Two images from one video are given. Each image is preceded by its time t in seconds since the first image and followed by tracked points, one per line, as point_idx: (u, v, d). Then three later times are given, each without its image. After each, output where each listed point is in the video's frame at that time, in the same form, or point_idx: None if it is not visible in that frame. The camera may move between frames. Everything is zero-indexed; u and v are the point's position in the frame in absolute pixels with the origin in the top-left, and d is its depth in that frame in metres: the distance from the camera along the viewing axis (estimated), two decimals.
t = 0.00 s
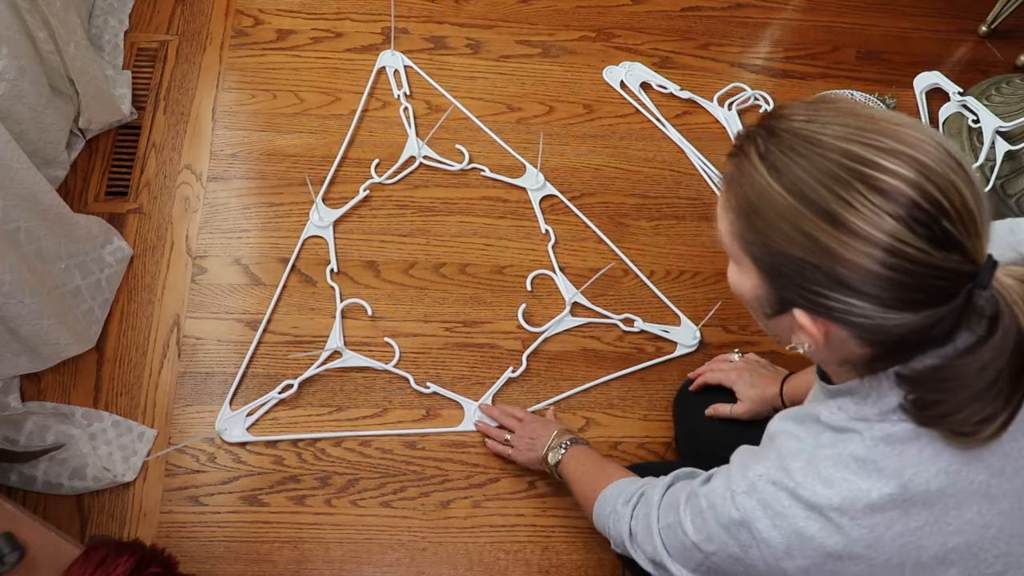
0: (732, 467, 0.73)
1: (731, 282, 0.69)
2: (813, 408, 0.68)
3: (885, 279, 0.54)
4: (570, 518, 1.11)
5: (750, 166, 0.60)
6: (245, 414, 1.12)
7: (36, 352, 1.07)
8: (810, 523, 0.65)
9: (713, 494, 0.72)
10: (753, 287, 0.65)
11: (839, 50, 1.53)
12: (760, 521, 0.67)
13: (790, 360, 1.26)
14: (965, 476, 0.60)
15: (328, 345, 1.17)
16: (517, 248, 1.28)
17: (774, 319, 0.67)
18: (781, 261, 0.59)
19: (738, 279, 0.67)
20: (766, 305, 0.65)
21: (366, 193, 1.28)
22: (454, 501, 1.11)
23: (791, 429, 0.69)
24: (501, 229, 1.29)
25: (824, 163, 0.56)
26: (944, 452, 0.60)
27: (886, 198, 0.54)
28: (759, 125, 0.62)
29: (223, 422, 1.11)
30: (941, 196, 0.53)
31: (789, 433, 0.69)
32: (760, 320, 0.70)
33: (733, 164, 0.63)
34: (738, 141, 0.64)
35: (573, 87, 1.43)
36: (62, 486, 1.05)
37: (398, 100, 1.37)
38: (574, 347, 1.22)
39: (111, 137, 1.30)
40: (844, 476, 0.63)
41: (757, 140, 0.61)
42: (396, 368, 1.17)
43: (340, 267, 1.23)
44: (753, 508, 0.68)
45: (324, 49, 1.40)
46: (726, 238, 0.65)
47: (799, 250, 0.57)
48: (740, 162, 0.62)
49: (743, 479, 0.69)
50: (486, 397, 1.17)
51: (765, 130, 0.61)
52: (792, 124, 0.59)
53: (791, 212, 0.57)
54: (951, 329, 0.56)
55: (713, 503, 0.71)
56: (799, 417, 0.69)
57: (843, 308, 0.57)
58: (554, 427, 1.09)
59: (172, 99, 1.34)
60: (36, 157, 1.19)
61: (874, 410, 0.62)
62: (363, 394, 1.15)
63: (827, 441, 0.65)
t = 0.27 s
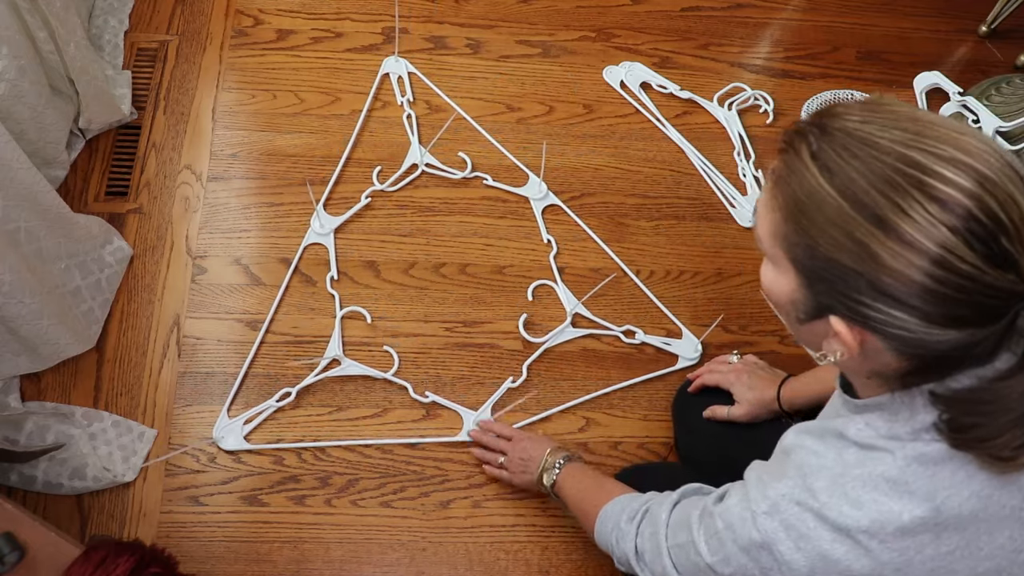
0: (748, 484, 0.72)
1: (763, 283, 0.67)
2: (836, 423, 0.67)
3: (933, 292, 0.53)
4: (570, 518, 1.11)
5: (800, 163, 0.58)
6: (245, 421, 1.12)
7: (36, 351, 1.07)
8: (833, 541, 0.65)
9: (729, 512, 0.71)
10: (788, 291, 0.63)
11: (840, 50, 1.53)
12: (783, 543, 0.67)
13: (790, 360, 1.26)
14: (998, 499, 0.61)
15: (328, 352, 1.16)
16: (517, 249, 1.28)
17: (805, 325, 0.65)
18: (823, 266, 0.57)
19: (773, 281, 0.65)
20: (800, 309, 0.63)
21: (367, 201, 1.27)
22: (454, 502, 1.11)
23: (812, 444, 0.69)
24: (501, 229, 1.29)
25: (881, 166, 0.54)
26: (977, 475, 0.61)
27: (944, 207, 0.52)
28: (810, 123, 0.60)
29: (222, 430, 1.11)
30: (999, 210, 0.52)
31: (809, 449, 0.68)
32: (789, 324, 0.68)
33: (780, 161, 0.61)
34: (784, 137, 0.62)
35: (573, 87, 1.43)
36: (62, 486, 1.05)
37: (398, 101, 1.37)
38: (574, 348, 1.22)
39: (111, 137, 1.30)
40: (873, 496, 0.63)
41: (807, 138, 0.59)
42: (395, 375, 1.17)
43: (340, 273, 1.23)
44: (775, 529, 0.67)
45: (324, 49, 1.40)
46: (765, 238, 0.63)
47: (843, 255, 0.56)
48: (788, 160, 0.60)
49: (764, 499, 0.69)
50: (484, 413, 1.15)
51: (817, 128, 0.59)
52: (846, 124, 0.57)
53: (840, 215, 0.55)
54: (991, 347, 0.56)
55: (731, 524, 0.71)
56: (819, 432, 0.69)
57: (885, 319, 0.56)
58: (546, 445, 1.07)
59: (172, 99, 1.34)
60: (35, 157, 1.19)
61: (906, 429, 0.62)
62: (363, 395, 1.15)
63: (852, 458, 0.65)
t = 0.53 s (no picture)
0: (755, 508, 0.73)
1: (776, 284, 0.66)
2: (845, 443, 0.67)
3: (944, 298, 0.53)
4: (570, 518, 1.11)
5: (819, 163, 0.59)
6: (244, 421, 1.12)
7: (36, 351, 1.07)
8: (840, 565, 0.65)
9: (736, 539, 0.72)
10: (799, 293, 0.63)
11: (839, 50, 1.53)
12: (784, 570, 0.68)
13: (790, 360, 1.26)
14: (1009, 525, 0.61)
15: (327, 352, 1.16)
16: (517, 248, 1.28)
17: (815, 330, 0.65)
18: (836, 268, 0.57)
19: (784, 282, 0.64)
20: (809, 312, 0.63)
21: (367, 200, 1.27)
22: (454, 502, 1.11)
23: (819, 466, 0.68)
24: (501, 229, 1.29)
25: (900, 168, 0.54)
26: (990, 501, 0.60)
27: (960, 212, 0.52)
28: (834, 125, 0.61)
29: (221, 430, 1.10)
30: (1018, 220, 0.51)
31: (817, 469, 0.68)
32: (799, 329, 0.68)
33: (800, 161, 0.61)
34: (808, 138, 0.62)
35: (573, 87, 1.43)
36: (63, 486, 1.05)
37: (398, 101, 1.37)
38: (574, 348, 1.22)
39: (111, 137, 1.30)
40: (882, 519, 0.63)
41: (829, 140, 0.60)
42: (395, 375, 1.16)
43: (340, 273, 1.23)
44: (780, 555, 0.68)
45: (324, 49, 1.40)
46: (780, 237, 0.63)
47: (855, 256, 0.55)
48: (808, 160, 0.60)
49: (769, 524, 0.69)
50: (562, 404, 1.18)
51: (840, 131, 0.59)
52: (869, 126, 0.58)
53: (855, 215, 0.55)
54: (1001, 363, 0.55)
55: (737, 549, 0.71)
56: (827, 454, 0.69)
57: (894, 324, 0.55)
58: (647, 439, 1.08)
59: (172, 99, 1.34)
60: (35, 157, 1.19)
61: (917, 448, 0.61)
62: (363, 394, 1.15)
63: (860, 479, 0.64)
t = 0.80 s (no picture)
0: (767, 513, 0.72)
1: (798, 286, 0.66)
2: (859, 454, 0.65)
3: (950, 303, 0.53)
4: (570, 518, 1.11)
5: (839, 163, 0.59)
6: (244, 421, 1.12)
7: (36, 351, 1.07)
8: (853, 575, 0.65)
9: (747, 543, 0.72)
10: (815, 292, 0.62)
11: (839, 50, 1.53)
12: None
13: (791, 361, 1.26)
14: None
15: (328, 352, 1.16)
16: (517, 248, 1.28)
17: (829, 331, 0.64)
18: (847, 268, 0.57)
19: (806, 282, 0.64)
20: (824, 312, 0.62)
21: (367, 200, 1.27)
22: (454, 501, 1.11)
23: (833, 474, 0.67)
24: (501, 229, 1.29)
25: (918, 172, 0.54)
26: (1007, 520, 0.60)
27: (972, 219, 0.52)
28: (861, 128, 0.61)
29: (222, 430, 1.10)
30: None
31: (830, 478, 0.67)
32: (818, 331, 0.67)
33: (822, 161, 0.62)
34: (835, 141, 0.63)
35: (573, 87, 1.43)
36: (62, 486, 1.05)
37: (397, 101, 1.37)
38: (574, 348, 1.22)
39: (111, 137, 1.30)
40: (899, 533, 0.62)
41: (854, 142, 0.60)
42: (395, 375, 1.17)
43: (340, 273, 1.23)
44: (791, 563, 0.67)
45: (324, 49, 1.40)
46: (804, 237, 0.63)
47: (866, 256, 0.56)
48: (830, 160, 0.60)
49: (782, 533, 0.68)
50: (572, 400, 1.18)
51: (865, 134, 0.60)
52: (893, 130, 0.58)
53: (869, 215, 0.56)
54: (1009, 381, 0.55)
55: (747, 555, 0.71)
56: (840, 463, 0.67)
57: (899, 326, 0.55)
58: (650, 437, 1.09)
59: (172, 99, 1.34)
60: (35, 157, 1.19)
61: (935, 464, 0.60)
62: (363, 394, 1.15)
63: (875, 492, 0.63)
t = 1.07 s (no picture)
0: (799, 507, 0.69)
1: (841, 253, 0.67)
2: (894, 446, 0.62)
3: (960, 282, 0.52)
4: (570, 518, 1.11)
5: (886, 140, 0.60)
6: (244, 421, 1.12)
7: (36, 351, 1.07)
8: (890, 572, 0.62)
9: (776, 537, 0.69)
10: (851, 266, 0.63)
11: (839, 50, 1.53)
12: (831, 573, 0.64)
13: (791, 360, 1.25)
14: None
15: (328, 352, 1.16)
16: (517, 248, 1.28)
17: (862, 305, 0.65)
18: (872, 237, 0.58)
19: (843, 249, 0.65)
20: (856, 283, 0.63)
21: (367, 200, 1.27)
22: (454, 501, 1.11)
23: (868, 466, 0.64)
24: (501, 229, 1.29)
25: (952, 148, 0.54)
26: None
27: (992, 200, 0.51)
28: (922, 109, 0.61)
29: (222, 430, 1.10)
30: None
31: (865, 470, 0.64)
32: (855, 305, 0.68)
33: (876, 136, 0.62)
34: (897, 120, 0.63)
35: (573, 87, 1.43)
36: (62, 486, 1.05)
37: (396, 101, 1.37)
38: (574, 348, 1.22)
39: (111, 137, 1.30)
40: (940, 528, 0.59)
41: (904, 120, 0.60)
42: (395, 375, 1.16)
43: (340, 273, 1.23)
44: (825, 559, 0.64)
45: (324, 49, 1.40)
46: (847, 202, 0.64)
47: (888, 225, 0.56)
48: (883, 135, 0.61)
49: (817, 526, 0.65)
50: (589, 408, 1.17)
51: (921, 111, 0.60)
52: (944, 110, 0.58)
53: (897, 185, 0.56)
54: None
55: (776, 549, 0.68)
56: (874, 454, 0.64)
57: (912, 303, 0.55)
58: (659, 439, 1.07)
59: (172, 99, 1.34)
60: (35, 157, 1.19)
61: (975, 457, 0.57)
62: (363, 394, 1.15)
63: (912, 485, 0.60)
